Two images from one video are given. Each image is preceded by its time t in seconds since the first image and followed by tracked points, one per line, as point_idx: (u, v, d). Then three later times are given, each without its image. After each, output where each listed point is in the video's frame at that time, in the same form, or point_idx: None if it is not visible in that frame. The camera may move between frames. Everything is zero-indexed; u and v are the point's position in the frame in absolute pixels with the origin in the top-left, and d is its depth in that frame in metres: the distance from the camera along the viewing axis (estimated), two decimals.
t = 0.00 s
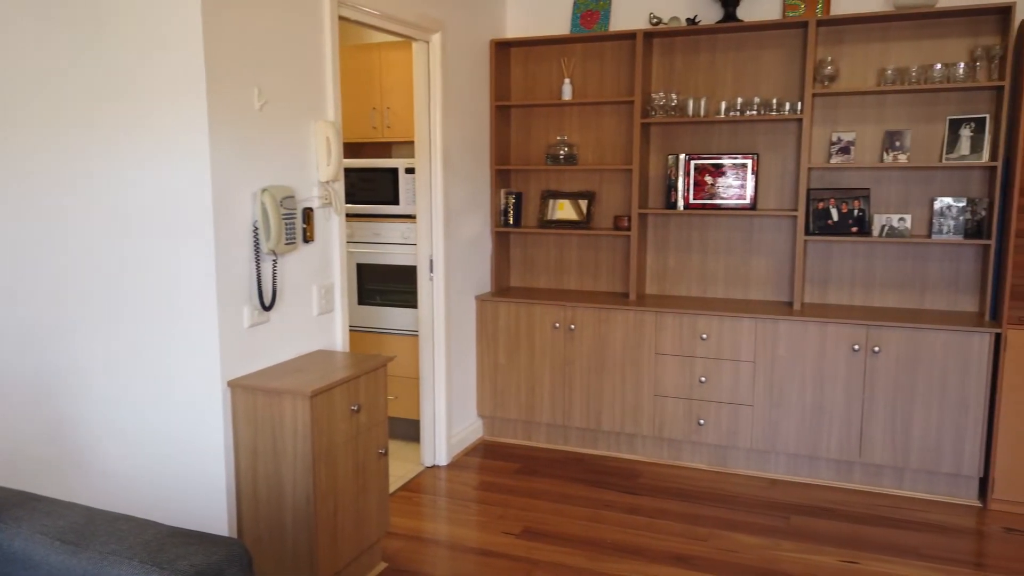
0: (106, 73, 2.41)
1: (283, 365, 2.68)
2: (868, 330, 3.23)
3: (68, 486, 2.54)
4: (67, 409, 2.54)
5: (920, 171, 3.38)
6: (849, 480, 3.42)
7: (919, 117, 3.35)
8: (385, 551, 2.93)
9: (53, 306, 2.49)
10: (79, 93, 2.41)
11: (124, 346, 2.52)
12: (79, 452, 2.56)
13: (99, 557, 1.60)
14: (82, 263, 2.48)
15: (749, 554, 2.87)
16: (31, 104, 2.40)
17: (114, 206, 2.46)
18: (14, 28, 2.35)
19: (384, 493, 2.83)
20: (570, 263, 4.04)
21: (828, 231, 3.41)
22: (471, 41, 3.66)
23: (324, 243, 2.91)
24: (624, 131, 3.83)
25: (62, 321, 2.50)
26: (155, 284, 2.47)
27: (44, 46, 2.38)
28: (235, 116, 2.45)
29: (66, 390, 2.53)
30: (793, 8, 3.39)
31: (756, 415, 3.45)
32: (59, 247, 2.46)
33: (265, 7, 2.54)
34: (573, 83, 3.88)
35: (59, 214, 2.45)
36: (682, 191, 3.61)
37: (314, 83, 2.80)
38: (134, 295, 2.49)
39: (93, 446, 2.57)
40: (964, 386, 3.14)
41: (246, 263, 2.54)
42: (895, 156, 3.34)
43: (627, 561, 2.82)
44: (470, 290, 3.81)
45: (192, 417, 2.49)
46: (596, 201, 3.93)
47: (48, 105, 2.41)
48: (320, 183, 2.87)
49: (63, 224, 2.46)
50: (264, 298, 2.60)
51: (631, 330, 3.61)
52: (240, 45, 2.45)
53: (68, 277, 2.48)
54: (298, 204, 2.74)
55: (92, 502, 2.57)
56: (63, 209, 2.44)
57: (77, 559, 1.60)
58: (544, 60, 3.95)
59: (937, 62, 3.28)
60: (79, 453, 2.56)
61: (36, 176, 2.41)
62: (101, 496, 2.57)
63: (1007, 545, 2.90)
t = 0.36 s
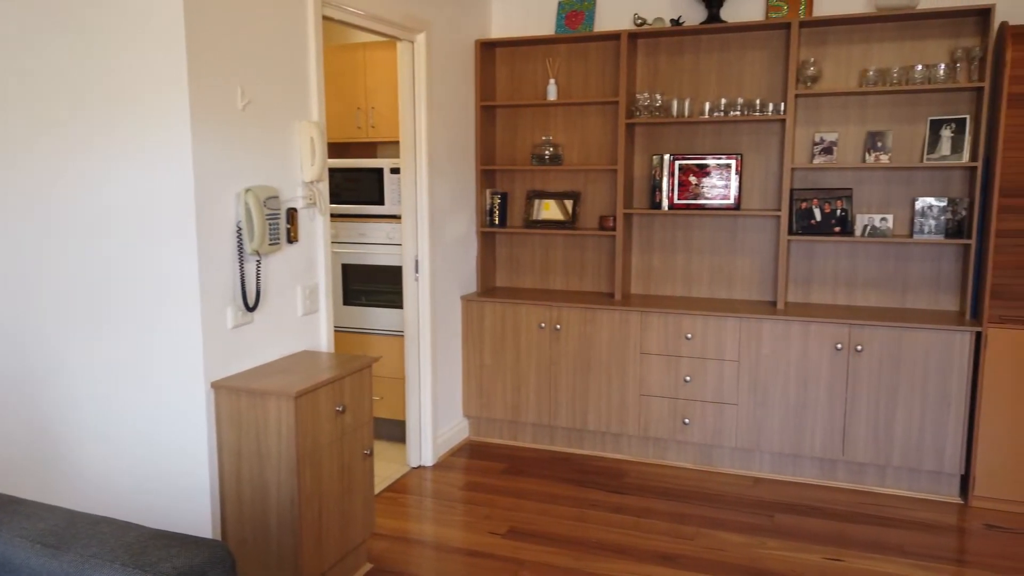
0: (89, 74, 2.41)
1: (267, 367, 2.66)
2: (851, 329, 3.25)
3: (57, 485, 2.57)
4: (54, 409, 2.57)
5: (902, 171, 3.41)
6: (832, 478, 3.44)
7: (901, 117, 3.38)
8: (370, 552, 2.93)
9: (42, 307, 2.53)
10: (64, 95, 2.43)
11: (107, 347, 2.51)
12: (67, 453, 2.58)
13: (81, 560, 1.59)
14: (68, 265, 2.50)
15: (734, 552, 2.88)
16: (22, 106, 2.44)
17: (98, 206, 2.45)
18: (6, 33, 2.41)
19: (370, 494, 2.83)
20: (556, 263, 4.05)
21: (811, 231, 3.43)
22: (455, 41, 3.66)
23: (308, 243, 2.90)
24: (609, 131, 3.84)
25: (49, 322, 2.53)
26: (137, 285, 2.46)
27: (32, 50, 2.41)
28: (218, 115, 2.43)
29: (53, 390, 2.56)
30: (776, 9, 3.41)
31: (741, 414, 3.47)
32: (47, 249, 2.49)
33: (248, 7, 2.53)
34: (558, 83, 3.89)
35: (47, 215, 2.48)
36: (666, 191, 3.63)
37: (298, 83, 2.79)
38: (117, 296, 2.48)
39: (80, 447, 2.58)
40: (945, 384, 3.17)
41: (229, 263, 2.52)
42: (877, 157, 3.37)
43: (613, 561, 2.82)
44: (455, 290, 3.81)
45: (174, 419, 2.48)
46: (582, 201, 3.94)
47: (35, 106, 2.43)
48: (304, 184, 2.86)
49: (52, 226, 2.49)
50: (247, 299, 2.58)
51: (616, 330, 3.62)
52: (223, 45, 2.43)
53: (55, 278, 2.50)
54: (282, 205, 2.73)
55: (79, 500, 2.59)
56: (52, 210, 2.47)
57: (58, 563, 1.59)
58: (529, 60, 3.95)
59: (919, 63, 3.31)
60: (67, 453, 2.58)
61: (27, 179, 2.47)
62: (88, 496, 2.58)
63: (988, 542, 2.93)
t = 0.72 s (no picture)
0: (71, 73, 2.40)
1: (251, 368, 2.65)
2: (834, 328, 3.28)
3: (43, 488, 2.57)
4: (40, 411, 2.57)
5: (884, 171, 3.44)
6: (816, 476, 3.46)
7: (883, 118, 3.41)
8: (355, 553, 2.92)
9: (29, 308, 2.53)
10: (48, 95, 2.43)
11: (90, 349, 2.50)
12: (52, 455, 2.58)
13: (61, 563, 1.57)
14: (51, 266, 2.49)
15: (718, 550, 2.89)
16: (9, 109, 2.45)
17: (80, 205, 2.44)
18: None
19: (355, 495, 2.82)
20: (541, 263, 4.05)
21: (795, 231, 3.46)
22: (440, 41, 3.65)
23: (292, 243, 2.88)
24: (594, 131, 3.85)
25: (35, 323, 2.53)
26: (119, 286, 2.44)
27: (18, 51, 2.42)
28: (200, 114, 2.41)
29: (39, 392, 2.56)
30: (759, 11, 3.43)
31: (725, 412, 3.49)
32: (32, 251, 2.50)
33: (231, 6, 2.51)
34: (543, 83, 3.89)
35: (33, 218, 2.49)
36: (651, 191, 3.64)
37: (282, 82, 2.77)
38: (99, 296, 2.47)
39: (64, 449, 2.57)
40: (927, 383, 3.20)
41: (212, 264, 2.50)
42: (859, 157, 3.39)
43: (598, 560, 2.83)
44: (441, 290, 3.81)
45: (156, 420, 2.46)
46: (567, 201, 3.94)
47: (22, 110, 2.45)
48: (288, 184, 2.84)
49: (37, 228, 2.48)
50: (231, 300, 2.57)
51: (601, 329, 3.63)
52: (205, 43, 2.42)
53: (40, 280, 2.51)
54: (265, 205, 2.72)
55: (64, 503, 2.58)
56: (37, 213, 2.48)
57: (37, 566, 1.57)
58: (514, 60, 3.95)
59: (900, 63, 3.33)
60: (52, 455, 2.58)
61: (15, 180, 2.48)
62: (73, 498, 2.58)
63: (969, 538, 2.96)
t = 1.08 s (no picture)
0: (52, 73, 2.38)
1: (235, 369, 2.63)
2: (816, 327, 3.30)
3: (26, 490, 2.56)
4: (22, 414, 2.55)
5: (866, 172, 3.47)
6: (798, 475, 3.49)
7: (864, 119, 3.43)
8: (340, 555, 2.90)
9: (10, 310, 2.51)
10: (29, 95, 2.41)
11: (70, 351, 2.48)
12: (33, 458, 2.56)
13: (40, 567, 1.56)
14: (32, 268, 2.47)
15: (703, 549, 2.91)
16: None
17: (59, 206, 2.42)
18: None
19: (339, 496, 2.81)
20: (526, 263, 4.06)
21: (777, 231, 3.48)
22: (424, 41, 3.65)
23: (275, 244, 2.87)
24: (578, 132, 3.86)
25: (17, 325, 2.52)
26: (100, 287, 2.42)
27: None
28: (181, 114, 2.40)
29: (20, 395, 2.54)
30: (741, 11, 3.43)
31: (709, 412, 3.51)
32: (13, 253, 2.48)
33: (212, 5, 2.49)
34: (528, 84, 3.89)
35: (14, 219, 2.47)
36: (635, 191, 3.65)
37: (264, 82, 2.76)
38: (80, 298, 2.45)
39: (45, 452, 2.55)
40: (908, 381, 3.22)
41: (194, 265, 2.49)
42: (841, 158, 3.42)
43: (583, 559, 2.83)
44: (426, 291, 3.80)
45: (138, 422, 2.44)
46: (552, 201, 3.95)
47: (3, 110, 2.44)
48: (271, 184, 2.83)
49: (18, 229, 2.47)
50: (213, 301, 2.55)
51: (586, 329, 3.63)
52: (186, 42, 2.40)
53: (21, 281, 2.49)
54: (248, 205, 2.70)
55: (45, 506, 2.56)
56: (18, 215, 2.47)
57: (16, 571, 1.56)
58: (498, 61, 3.95)
59: (881, 65, 3.36)
60: (33, 458, 2.56)
61: None
62: (53, 502, 2.56)
63: (950, 535, 2.99)
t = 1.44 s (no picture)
0: (30, 73, 2.36)
1: (217, 371, 2.61)
2: (799, 326, 3.32)
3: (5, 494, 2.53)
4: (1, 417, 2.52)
5: (847, 172, 3.49)
6: (782, 473, 3.51)
7: (846, 120, 3.46)
8: (324, 557, 2.89)
9: None
10: (8, 95, 2.39)
11: (49, 353, 2.45)
12: (13, 461, 2.53)
13: (19, 571, 1.54)
14: (11, 270, 2.45)
15: (687, 548, 2.92)
16: None
17: (38, 206, 2.40)
18: None
19: (323, 498, 2.80)
20: (511, 263, 4.06)
21: (760, 231, 3.49)
22: (408, 41, 3.64)
23: (257, 245, 2.85)
24: (562, 132, 3.86)
25: None
26: (79, 288, 2.40)
27: None
28: (161, 113, 2.38)
29: None
30: (724, 13, 3.48)
31: (693, 411, 3.52)
32: None
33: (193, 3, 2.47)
34: (512, 84, 3.89)
35: None
36: (619, 192, 3.66)
37: (246, 82, 2.74)
38: (60, 300, 2.42)
39: (25, 455, 2.53)
40: (889, 380, 3.25)
41: (175, 266, 2.47)
42: (823, 158, 3.44)
43: (568, 559, 2.84)
44: (410, 291, 3.79)
45: (119, 425, 2.42)
46: (537, 201, 3.95)
47: None
48: (254, 184, 2.81)
49: None
50: (195, 302, 2.53)
51: (571, 330, 3.64)
52: (166, 41, 2.38)
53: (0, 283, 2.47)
54: (230, 206, 2.68)
55: (25, 510, 2.53)
56: None
57: None
58: (482, 61, 3.95)
59: (862, 66, 3.39)
60: (13, 462, 2.53)
61: None
62: (32, 506, 2.53)
63: (931, 532, 3.02)
